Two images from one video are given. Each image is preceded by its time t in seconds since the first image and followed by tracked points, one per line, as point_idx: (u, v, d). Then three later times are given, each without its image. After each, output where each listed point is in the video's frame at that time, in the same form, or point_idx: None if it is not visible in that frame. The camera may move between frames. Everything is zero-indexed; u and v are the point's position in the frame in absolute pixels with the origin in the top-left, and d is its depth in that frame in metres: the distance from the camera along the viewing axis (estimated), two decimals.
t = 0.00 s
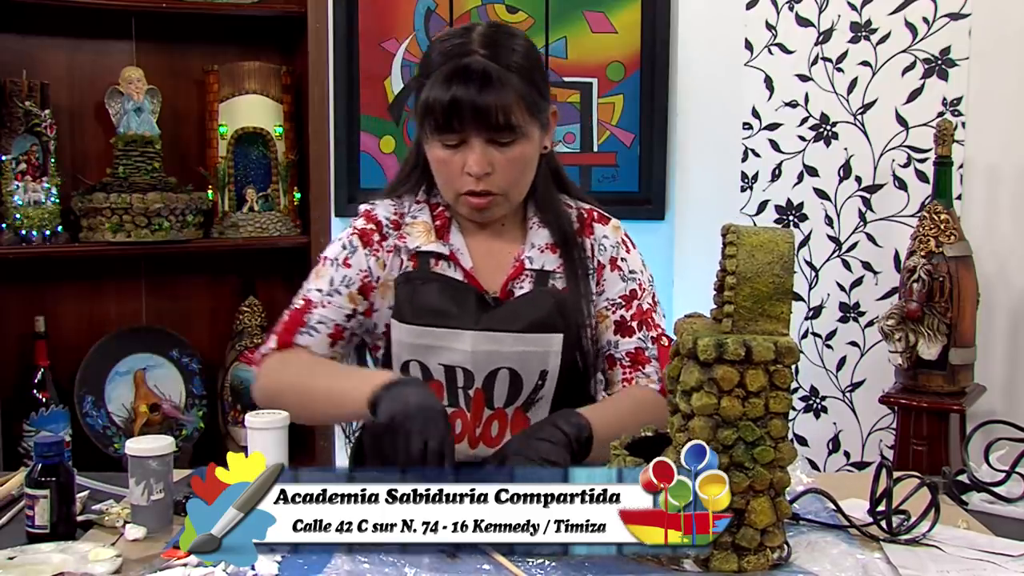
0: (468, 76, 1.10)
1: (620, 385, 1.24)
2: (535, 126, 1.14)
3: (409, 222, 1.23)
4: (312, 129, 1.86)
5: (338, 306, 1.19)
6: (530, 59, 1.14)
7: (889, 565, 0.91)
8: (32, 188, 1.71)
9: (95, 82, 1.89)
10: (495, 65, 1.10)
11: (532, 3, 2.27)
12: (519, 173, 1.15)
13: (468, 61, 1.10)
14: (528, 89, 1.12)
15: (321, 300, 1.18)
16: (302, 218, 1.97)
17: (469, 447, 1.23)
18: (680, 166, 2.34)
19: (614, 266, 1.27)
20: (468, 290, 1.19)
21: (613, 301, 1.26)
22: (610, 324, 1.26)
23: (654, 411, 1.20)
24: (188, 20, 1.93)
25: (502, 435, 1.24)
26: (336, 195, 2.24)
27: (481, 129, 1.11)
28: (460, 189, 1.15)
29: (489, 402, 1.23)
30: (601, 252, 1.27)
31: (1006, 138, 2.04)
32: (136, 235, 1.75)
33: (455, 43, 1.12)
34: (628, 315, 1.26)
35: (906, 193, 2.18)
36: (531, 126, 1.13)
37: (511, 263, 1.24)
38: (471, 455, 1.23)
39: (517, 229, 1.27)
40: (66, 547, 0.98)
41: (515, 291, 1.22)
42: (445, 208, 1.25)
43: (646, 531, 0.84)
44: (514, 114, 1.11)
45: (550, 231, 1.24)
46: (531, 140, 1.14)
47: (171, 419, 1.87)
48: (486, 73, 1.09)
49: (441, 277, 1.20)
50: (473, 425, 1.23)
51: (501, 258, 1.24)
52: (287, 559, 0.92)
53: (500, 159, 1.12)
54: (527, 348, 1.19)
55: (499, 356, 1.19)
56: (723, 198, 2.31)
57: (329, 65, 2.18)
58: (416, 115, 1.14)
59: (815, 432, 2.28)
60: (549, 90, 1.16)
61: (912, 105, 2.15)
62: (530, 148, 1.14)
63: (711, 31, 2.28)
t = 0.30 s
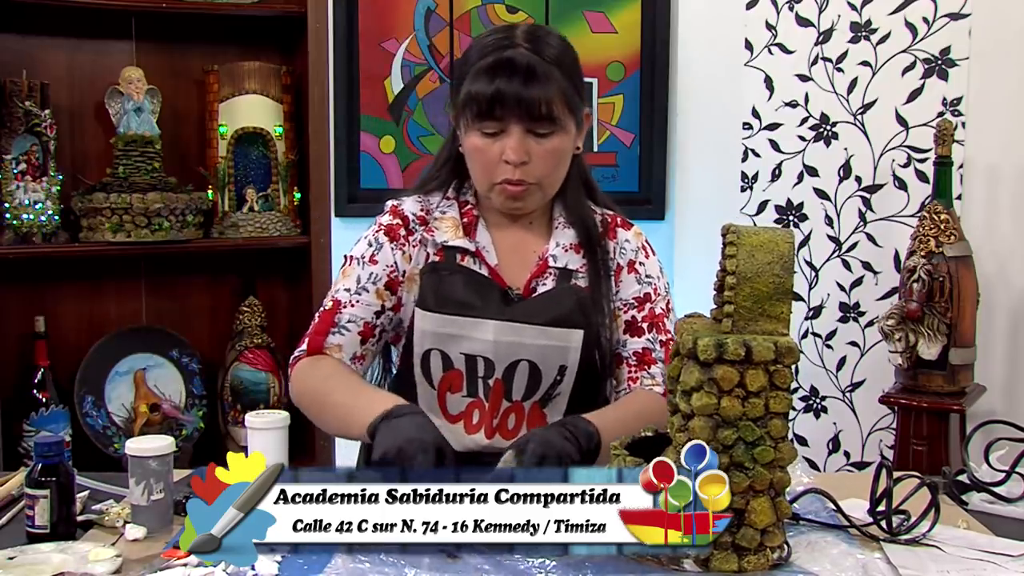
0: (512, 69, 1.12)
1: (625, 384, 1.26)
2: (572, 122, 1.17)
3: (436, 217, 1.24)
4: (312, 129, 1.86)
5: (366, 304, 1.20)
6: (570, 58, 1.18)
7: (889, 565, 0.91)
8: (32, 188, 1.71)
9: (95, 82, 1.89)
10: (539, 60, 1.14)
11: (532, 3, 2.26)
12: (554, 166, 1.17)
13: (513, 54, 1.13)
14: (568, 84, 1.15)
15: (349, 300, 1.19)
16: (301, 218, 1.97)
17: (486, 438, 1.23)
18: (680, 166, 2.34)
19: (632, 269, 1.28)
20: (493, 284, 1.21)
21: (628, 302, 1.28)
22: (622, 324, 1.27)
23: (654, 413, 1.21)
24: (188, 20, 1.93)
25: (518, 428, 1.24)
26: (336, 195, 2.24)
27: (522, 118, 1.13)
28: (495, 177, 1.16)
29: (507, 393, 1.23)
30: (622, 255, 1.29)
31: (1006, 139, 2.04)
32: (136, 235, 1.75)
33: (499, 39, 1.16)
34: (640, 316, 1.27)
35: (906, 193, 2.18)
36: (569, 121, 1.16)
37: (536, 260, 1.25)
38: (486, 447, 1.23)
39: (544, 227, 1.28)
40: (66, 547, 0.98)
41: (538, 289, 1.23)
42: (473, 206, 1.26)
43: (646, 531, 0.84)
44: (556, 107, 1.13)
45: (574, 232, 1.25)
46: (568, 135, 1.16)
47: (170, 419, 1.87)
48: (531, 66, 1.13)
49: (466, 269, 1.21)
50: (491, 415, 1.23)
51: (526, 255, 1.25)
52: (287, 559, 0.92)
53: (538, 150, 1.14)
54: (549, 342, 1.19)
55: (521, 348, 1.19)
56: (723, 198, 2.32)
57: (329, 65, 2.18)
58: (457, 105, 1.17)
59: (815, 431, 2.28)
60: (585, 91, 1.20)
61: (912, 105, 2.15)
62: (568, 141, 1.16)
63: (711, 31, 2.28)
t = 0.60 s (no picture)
0: (529, 66, 1.13)
1: (628, 383, 1.26)
2: (584, 122, 1.18)
3: (437, 218, 1.25)
4: (312, 129, 1.86)
5: (377, 310, 1.20)
6: (580, 58, 1.19)
7: (889, 565, 0.91)
8: (32, 188, 1.71)
9: (95, 82, 1.89)
10: (555, 59, 1.14)
11: (532, 3, 2.26)
12: (564, 164, 1.17)
13: (529, 51, 1.14)
14: (582, 83, 1.17)
15: (361, 308, 1.20)
16: (302, 218, 1.97)
17: (487, 436, 1.19)
18: (680, 166, 2.34)
19: (634, 270, 1.29)
20: (493, 284, 1.21)
21: (628, 303, 1.28)
22: (622, 324, 1.28)
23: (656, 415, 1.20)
24: (188, 20, 1.93)
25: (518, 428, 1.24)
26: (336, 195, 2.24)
27: (537, 115, 1.14)
28: (505, 173, 1.17)
29: (508, 392, 1.23)
30: (624, 255, 1.29)
31: (1006, 139, 2.04)
32: (136, 235, 1.75)
33: (514, 36, 1.16)
34: (641, 317, 1.28)
35: (906, 193, 2.18)
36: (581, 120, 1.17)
37: (537, 259, 1.26)
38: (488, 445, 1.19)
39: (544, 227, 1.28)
40: (66, 547, 0.98)
41: (538, 288, 1.24)
42: (475, 206, 1.27)
43: (646, 531, 0.84)
44: (570, 105, 1.15)
45: (575, 231, 1.26)
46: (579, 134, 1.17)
47: (170, 419, 1.87)
48: (547, 64, 1.13)
49: (467, 269, 1.21)
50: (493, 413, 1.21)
51: (527, 254, 1.26)
52: (287, 559, 0.92)
53: (550, 147, 1.15)
54: (550, 340, 1.18)
55: (521, 346, 1.18)
56: (723, 198, 2.32)
57: (329, 65, 2.17)
58: (470, 100, 1.17)
59: (815, 431, 2.28)
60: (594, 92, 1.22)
61: (912, 105, 2.15)
62: (579, 140, 1.17)
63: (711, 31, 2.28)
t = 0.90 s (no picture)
0: (537, 60, 1.14)
1: (626, 384, 1.25)
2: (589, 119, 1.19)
3: (435, 219, 1.24)
4: (312, 129, 1.86)
5: (386, 316, 1.20)
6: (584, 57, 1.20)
7: (889, 565, 0.91)
8: (32, 188, 1.71)
9: (96, 82, 1.89)
10: (563, 55, 1.16)
11: (532, 3, 2.26)
12: (568, 158, 1.17)
13: (538, 46, 1.15)
14: (587, 79, 1.18)
15: (369, 315, 1.19)
16: (302, 218, 1.97)
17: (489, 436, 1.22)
18: (679, 166, 2.34)
19: (631, 268, 1.28)
20: (490, 286, 1.21)
21: (625, 302, 1.27)
22: (620, 324, 1.27)
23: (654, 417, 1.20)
24: (188, 20, 1.93)
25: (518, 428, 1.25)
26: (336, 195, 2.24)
27: (545, 108, 1.14)
28: (509, 164, 1.16)
29: (507, 393, 1.24)
30: (621, 254, 1.29)
31: (1006, 139, 2.04)
32: (136, 235, 1.75)
33: (521, 33, 1.17)
34: (638, 317, 1.27)
35: (906, 193, 2.18)
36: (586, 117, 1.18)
37: (537, 258, 1.25)
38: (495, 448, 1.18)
39: (541, 225, 1.28)
40: (66, 547, 0.98)
41: (538, 288, 1.24)
42: (473, 206, 1.26)
43: (646, 531, 0.84)
44: (578, 100, 1.15)
45: (574, 229, 1.26)
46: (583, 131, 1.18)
47: (170, 419, 1.87)
48: (554, 58, 1.15)
49: (467, 271, 1.21)
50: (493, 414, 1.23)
51: (526, 253, 1.25)
52: (287, 559, 0.91)
53: (556, 138, 1.14)
54: (548, 340, 1.20)
55: (519, 346, 1.20)
56: (724, 198, 2.32)
57: (329, 65, 2.17)
58: (475, 93, 1.17)
59: (815, 431, 2.28)
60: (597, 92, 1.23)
61: (912, 105, 2.15)
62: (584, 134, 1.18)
63: (711, 31, 2.28)
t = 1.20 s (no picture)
0: (529, 56, 1.14)
1: (612, 377, 1.27)
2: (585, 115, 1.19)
3: (432, 220, 1.25)
4: (312, 129, 1.86)
5: (386, 320, 1.21)
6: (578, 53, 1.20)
7: (889, 565, 0.91)
8: (32, 188, 1.71)
9: (96, 82, 1.89)
10: (558, 51, 1.16)
11: (532, 3, 2.26)
12: (564, 154, 1.17)
13: (532, 42, 1.15)
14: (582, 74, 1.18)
15: (369, 320, 1.20)
16: (302, 218, 1.97)
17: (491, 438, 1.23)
18: (679, 166, 2.34)
19: (623, 263, 1.28)
20: (488, 287, 1.20)
21: (616, 296, 1.28)
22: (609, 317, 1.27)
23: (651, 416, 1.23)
24: (188, 20, 1.93)
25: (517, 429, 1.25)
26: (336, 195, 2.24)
27: (540, 104, 1.14)
28: (506, 160, 1.15)
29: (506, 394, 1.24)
30: (614, 250, 1.29)
31: (1006, 139, 2.04)
32: (136, 235, 1.75)
33: (516, 29, 1.18)
34: (627, 309, 1.27)
35: (906, 193, 2.18)
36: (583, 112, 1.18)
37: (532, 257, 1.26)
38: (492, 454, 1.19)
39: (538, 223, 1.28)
40: (66, 547, 0.98)
41: (534, 287, 1.25)
42: (470, 207, 1.27)
43: (646, 531, 0.84)
44: (573, 96, 1.15)
45: (569, 227, 1.26)
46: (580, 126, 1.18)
47: (171, 420, 1.87)
48: (546, 54, 1.14)
49: (462, 272, 1.21)
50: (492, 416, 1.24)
51: (522, 253, 1.26)
52: (288, 559, 0.91)
53: (551, 134, 1.15)
54: (546, 340, 1.18)
55: (518, 347, 1.18)
56: (724, 198, 2.32)
57: (329, 65, 2.17)
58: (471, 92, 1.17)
59: (815, 432, 2.28)
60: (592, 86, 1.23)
61: (912, 105, 2.15)
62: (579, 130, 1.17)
63: (711, 31, 2.28)
